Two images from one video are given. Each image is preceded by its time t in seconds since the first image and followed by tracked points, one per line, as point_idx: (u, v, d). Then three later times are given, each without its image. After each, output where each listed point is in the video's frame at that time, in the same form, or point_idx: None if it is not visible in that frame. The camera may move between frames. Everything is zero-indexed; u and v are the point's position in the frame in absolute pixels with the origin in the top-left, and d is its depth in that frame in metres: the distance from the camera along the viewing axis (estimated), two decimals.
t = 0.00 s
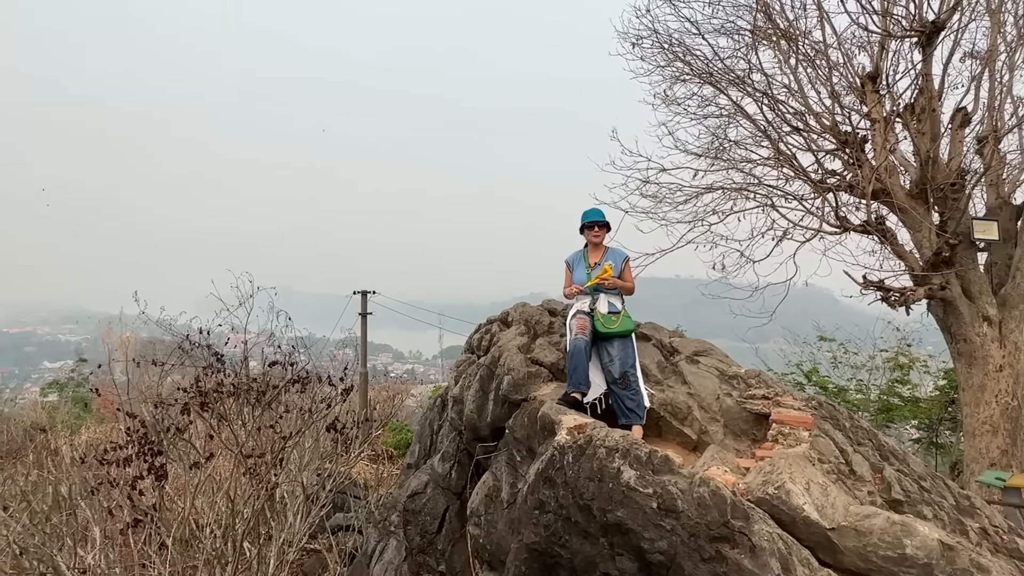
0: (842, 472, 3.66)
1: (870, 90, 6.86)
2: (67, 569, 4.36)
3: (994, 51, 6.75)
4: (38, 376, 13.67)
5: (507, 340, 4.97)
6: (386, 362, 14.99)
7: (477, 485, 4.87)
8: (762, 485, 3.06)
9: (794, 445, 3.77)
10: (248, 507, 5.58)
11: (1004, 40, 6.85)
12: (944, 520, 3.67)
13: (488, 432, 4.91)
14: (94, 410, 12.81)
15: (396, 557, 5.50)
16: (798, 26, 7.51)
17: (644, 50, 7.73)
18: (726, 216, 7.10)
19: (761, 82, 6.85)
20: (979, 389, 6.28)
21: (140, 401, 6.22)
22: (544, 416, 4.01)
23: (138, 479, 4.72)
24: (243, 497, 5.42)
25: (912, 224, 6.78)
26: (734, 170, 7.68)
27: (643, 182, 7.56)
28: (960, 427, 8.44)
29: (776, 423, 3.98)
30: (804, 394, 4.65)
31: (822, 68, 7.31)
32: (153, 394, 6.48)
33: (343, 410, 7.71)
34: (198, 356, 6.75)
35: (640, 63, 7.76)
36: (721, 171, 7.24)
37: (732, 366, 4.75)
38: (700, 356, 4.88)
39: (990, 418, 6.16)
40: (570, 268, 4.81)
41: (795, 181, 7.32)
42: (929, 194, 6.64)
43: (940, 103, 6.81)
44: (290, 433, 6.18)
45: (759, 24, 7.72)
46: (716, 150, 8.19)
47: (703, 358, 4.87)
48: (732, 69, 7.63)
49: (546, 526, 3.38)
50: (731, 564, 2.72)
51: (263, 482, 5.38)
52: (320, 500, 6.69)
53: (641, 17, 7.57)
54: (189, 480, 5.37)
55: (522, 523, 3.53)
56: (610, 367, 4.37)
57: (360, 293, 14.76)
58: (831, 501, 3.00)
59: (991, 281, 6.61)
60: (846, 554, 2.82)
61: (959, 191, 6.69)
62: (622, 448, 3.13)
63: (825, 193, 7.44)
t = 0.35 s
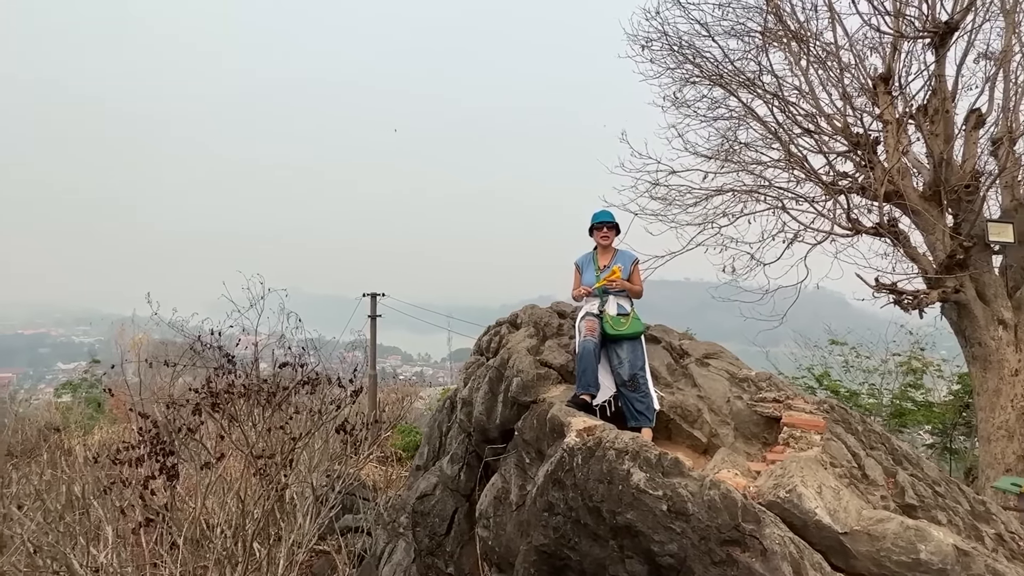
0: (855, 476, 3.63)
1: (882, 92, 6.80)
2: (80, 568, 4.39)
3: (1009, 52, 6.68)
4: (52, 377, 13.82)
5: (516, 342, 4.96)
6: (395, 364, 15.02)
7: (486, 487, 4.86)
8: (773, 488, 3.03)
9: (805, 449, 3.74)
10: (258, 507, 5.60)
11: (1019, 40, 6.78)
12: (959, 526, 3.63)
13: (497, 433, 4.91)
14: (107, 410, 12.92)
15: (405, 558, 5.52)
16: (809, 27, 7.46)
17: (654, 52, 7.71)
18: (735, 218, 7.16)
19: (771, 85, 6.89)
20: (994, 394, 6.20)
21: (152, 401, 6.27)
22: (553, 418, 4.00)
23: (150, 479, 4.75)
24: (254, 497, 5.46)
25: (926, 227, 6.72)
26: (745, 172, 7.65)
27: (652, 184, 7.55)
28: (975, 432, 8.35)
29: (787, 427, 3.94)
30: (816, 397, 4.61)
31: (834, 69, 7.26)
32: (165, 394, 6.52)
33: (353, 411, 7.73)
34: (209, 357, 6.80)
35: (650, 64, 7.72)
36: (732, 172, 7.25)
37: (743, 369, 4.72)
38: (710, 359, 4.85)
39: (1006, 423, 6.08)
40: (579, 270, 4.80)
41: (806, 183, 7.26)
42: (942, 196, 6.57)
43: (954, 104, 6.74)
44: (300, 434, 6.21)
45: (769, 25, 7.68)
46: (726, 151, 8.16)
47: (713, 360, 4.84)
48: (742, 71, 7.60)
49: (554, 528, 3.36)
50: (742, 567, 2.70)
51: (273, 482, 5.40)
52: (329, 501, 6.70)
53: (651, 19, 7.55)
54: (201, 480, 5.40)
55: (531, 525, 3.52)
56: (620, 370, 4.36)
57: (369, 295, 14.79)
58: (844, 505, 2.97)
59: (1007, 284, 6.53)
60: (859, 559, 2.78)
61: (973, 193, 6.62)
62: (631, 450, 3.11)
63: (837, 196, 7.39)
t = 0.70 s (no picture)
0: (866, 477, 3.59)
1: (893, 92, 6.76)
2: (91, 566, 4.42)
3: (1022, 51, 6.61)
4: (65, 378, 13.98)
5: (524, 342, 4.96)
6: (404, 367, 15.05)
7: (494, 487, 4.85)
8: (783, 488, 3.00)
9: (816, 449, 3.71)
10: (267, 507, 5.62)
11: None
12: (972, 528, 3.59)
13: (505, 433, 4.90)
14: (118, 411, 13.03)
15: (412, 558, 5.50)
16: (818, 27, 7.42)
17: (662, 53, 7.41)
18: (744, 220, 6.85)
19: (780, 84, 6.59)
20: (1009, 396, 6.13)
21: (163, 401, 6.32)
22: (560, 417, 3.99)
23: (160, 478, 4.78)
24: (264, 496, 5.48)
25: (938, 227, 6.66)
26: (754, 173, 7.62)
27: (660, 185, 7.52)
28: (989, 436, 8.21)
29: (797, 427, 3.91)
30: (827, 398, 4.57)
31: (844, 69, 7.22)
32: (175, 394, 6.57)
33: (361, 412, 7.75)
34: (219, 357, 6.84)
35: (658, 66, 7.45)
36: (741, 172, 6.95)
37: (752, 369, 4.69)
38: (719, 359, 4.82)
39: (1021, 426, 6.01)
40: (588, 270, 4.80)
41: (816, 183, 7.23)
42: (954, 197, 6.51)
43: (966, 104, 6.68)
44: (309, 434, 6.24)
45: (778, 26, 7.65)
46: (735, 152, 8.13)
47: (722, 361, 4.82)
48: (751, 71, 7.57)
49: (563, 527, 3.34)
50: (752, 566, 2.68)
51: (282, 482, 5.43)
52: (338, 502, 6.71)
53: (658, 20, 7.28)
54: (210, 479, 5.43)
55: (539, 524, 3.50)
56: (628, 369, 4.35)
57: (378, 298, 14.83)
58: (855, 504, 2.94)
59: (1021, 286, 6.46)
60: (870, 559, 2.75)
61: (986, 193, 6.55)
62: (640, 448, 3.10)
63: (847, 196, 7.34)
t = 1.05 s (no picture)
0: (873, 473, 3.57)
1: (900, 90, 6.74)
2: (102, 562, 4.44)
3: None
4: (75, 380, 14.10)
5: (530, 340, 4.96)
6: (410, 370, 15.07)
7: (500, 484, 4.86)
8: (789, 481, 3.00)
9: (823, 445, 3.69)
10: (274, 504, 5.65)
11: None
12: (981, 524, 3.56)
13: (510, 430, 4.90)
14: (128, 413, 13.12)
15: (418, 556, 5.49)
16: (825, 26, 7.40)
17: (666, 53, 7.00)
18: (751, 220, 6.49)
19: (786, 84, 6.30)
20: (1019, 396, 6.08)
21: (172, 398, 6.37)
22: (566, 413, 4.00)
23: (168, 474, 4.81)
24: (271, 494, 5.51)
25: (946, 226, 6.63)
26: (761, 172, 7.60)
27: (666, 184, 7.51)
28: (1000, 439, 8.10)
29: (803, 423, 3.89)
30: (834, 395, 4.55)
31: (851, 68, 7.20)
32: (184, 392, 6.62)
33: (368, 412, 7.77)
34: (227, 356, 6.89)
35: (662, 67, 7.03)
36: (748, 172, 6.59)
37: (758, 366, 4.68)
38: (725, 356, 4.81)
39: None
40: (594, 266, 4.80)
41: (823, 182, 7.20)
42: (963, 195, 6.46)
43: (974, 101, 6.65)
44: (316, 432, 6.26)
45: (784, 25, 7.64)
46: (741, 152, 8.12)
47: (728, 358, 4.80)
48: (757, 71, 7.57)
49: (568, 521, 3.34)
50: (757, 558, 2.67)
51: (290, 479, 5.46)
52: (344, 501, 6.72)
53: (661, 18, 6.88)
54: (219, 476, 5.46)
55: (544, 518, 3.50)
56: (634, 366, 4.34)
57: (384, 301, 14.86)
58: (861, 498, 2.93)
59: None
60: (877, 553, 2.73)
61: (995, 191, 6.50)
62: (644, 441, 3.10)
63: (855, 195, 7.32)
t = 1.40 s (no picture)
0: (876, 468, 3.57)
1: (905, 89, 6.73)
2: (108, 558, 4.46)
3: None
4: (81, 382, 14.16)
5: (533, 337, 4.98)
6: (415, 372, 15.07)
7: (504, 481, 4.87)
8: (790, 475, 3.01)
9: (826, 441, 3.70)
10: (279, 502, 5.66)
11: None
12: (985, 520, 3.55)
13: (514, 427, 4.92)
14: (134, 414, 13.18)
15: (422, 553, 5.51)
16: (829, 25, 7.40)
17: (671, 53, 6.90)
18: (755, 219, 6.42)
19: (790, 85, 6.09)
20: None
21: (178, 397, 6.41)
22: (568, 409, 4.01)
23: (174, 471, 4.84)
24: (276, 491, 5.53)
25: (951, 224, 6.61)
26: (764, 172, 7.60)
27: (670, 183, 7.50)
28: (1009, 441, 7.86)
29: (806, 419, 3.89)
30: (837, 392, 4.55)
31: (855, 67, 7.18)
32: (190, 390, 6.66)
33: (372, 411, 7.78)
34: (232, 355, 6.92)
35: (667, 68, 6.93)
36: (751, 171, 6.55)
37: (761, 363, 4.68)
38: (728, 353, 4.81)
39: None
40: (597, 264, 4.81)
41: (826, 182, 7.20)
42: (968, 193, 6.43)
43: (979, 100, 6.63)
44: (321, 431, 6.29)
45: (788, 25, 7.64)
46: (745, 151, 8.12)
47: (731, 355, 4.80)
48: (760, 70, 7.57)
49: (570, 516, 3.34)
50: (759, 550, 2.68)
51: (295, 477, 5.49)
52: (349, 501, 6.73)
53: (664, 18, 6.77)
54: (224, 474, 5.49)
55: (547, 513, 3.50)
56: (637, 363, 4.35)
57: (389, 302, 14.87)
58: (863, 492, 2.93)
59: None
60: (879, 546, 2.73)
61: (1000, 190, 6.47)
62: (646, 435, 3.11)
63: (859, 194, 7.31)
